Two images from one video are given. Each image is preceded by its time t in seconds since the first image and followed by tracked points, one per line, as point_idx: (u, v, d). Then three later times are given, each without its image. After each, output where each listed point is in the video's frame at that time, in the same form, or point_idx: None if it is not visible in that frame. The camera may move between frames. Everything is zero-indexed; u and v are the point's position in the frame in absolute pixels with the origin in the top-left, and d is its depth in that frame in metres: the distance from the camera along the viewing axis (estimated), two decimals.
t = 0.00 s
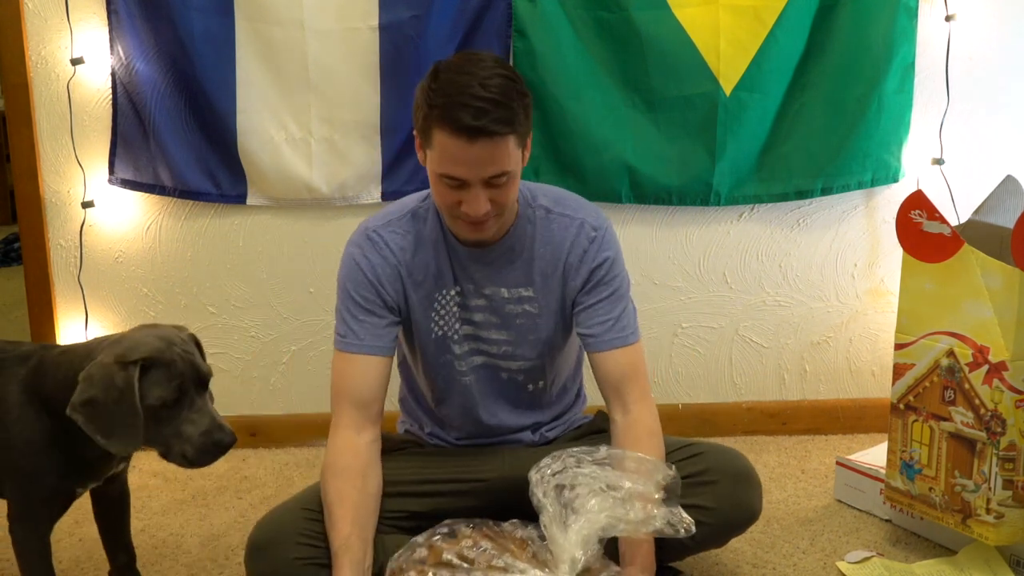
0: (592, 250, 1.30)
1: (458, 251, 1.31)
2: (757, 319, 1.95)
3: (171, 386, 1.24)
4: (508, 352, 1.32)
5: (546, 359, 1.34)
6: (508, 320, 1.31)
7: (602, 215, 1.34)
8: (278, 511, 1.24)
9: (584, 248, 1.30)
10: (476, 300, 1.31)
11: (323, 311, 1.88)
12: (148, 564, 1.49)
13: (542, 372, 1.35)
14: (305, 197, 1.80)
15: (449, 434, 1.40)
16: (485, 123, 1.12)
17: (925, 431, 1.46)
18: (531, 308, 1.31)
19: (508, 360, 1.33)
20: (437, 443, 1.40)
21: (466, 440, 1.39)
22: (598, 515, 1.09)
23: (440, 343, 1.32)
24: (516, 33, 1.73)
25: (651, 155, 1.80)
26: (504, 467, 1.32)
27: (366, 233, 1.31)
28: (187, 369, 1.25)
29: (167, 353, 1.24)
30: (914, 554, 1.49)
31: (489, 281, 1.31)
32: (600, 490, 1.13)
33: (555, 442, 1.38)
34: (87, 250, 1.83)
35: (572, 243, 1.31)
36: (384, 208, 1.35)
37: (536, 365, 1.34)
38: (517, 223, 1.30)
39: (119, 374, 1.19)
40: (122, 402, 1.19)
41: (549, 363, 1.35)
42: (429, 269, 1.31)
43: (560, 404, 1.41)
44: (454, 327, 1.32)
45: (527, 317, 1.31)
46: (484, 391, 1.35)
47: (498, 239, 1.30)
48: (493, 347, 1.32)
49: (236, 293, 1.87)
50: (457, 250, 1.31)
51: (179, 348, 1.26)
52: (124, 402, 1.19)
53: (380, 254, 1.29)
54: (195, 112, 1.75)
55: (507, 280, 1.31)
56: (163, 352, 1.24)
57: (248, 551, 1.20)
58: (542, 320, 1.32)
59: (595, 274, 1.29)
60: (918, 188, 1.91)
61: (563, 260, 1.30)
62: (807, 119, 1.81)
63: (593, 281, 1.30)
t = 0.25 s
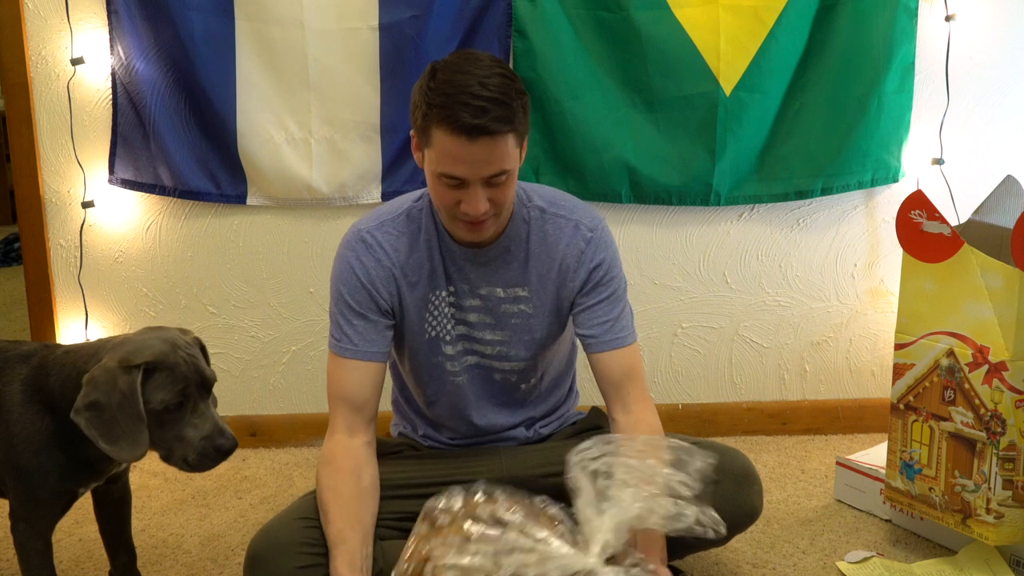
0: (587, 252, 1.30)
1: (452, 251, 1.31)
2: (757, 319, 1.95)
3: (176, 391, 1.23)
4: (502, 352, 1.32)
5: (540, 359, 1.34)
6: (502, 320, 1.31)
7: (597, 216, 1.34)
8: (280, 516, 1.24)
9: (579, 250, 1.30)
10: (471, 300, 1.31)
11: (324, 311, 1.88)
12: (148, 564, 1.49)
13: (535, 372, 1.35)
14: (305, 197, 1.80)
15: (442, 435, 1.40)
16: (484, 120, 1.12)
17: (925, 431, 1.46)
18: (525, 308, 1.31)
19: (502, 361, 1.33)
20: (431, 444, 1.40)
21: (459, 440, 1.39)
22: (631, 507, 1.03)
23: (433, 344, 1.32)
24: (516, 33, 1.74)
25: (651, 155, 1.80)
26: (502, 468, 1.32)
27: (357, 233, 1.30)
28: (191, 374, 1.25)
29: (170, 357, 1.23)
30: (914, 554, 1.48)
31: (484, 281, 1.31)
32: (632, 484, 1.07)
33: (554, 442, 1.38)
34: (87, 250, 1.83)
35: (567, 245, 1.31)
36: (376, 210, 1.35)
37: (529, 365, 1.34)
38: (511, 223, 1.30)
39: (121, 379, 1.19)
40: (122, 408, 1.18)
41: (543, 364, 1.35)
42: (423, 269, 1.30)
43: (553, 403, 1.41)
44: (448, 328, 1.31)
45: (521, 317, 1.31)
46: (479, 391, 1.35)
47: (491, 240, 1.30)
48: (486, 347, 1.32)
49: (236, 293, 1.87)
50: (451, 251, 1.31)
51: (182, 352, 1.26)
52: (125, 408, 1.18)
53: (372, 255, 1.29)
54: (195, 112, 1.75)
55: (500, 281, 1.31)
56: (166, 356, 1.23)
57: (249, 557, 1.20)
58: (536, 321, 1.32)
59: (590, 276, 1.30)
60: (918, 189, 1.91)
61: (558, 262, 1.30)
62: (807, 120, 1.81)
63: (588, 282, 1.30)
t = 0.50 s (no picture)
0: (581, 250, 1.30)
1: (446, 249, 1.31)
2: (757, 319, 1.95)
3: (170, 402, 1.23)
4: (498, 350, 1.32)
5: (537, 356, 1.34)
6: (497, 318, 1.31)
7: (591, 214, 1.34)
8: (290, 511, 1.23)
9: (573, 249, 1.30)
10: (466, 299, 1.31)
11: (324, 311, 1.88)
12: (148, 564, 1.49)
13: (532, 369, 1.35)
14: (305, 197, 1.80)
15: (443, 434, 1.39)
16: (471, 108, 1.11)
17: (925, 431, 1.46)
18: (520, 306, 1.31)
19: (499, 358, 1.33)
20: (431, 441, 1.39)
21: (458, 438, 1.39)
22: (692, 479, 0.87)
23: (430, 343, 1.32)
24: (516, 33, 1.74)
25: (651, 155, 1.80)
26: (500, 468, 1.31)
27: (353, 233, 1.31)
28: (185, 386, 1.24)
29: (167, 367, 1.23)
30: (914, 554, 1.48)
31: (478, 279, 1.31)
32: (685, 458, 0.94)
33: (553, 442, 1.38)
34: (87, 250, 1.83)
35: (561, 244, 1.31)
36: (372, 210, 1.35)
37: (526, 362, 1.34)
38: (505, 221, 1.30)
39: (116, 389, 1.19)
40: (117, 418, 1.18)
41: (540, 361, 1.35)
42: (418, 268, 1.31)
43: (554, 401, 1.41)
44: (444, 326, 1.32)
45: (516, 315, 1.31)
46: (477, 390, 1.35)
47: (486, 238, 1.30)
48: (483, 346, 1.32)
49: (236, 293, 1.87)
50: (445, 248, 1.31)
51: (178, 363, 1.26)
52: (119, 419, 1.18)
53: (368, 255, 1.29)
54: (195, 112, 1.75)
55: (496, 280, 1.31)
56: (162, 367, 1.23)
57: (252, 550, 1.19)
58: (532, 319, 1.32)
59: (585, 275, 1.29)
60: (918, 189, 1.91)
61: (553, 261, 1.30)
62: (807, 120, 1.81)
63: (583, 281, 1.30)
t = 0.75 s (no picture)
0: (571, 242, 1.30)
1: (439, 248, 1.30)
2: (757, 319, 1.95)
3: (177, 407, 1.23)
4: (495, 344, 1.32)
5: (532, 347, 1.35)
6: (493, 313, 1.31)
7: (579, 206, 1.34)
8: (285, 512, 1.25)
9: (564, 242, 1.30)
10: (460, 296, 1.31)
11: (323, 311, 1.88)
12: (148, 564, 1.49)
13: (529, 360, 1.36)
14: (305, 197, 1.80)
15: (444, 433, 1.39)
16: (438, 90, 1.13)
17: (925, 431, 1.46)
18: (515, 299, 1.31)
19: (496, 352, 1.33)
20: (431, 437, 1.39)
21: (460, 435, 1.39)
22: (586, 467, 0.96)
23: (427, 341, 1.32)
24: (516, 33, 1.74)
25: (651, 155, 1.80)
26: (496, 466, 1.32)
27: (342, 242, 1.30)
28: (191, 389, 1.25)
29: (172, 373, 1.23)
30: (914, 554, 1.48)
31: (472, 275, 1.31)
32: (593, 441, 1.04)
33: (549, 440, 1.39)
34: (87, 250, 1.83)
35: (552, 237, 1.31)
36: (360, 217, 1.35)
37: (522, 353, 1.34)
38: (493, 216, 1.30)
39: (121, 395, 1.19)
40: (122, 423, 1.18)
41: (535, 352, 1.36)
42: (411, 270, 1.31)
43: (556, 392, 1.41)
44: (440, 324, 1.31)
45: (511, 308, 1.31)
46: (475, 386, 1.35)
47: (476, 234, 1.30)
48: (479, 341, 1.32)
49: (236, 293, 1.87)
50: (438, 247, 1.31)
51: (183, 369, 1.26)
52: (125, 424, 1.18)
53: (360, 261, 1.29)
54: (195, 112, 1.75)
55: (489, 276, 1.31)
56: (167, 372, 1.23)
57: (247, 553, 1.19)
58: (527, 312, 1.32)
59: (576, 266, 1.30)
60: (918, 189, 1.91)
61: (544, 254, 1.30)
62: (807, 119, 1.81)
63: (574, 273, 1.30)
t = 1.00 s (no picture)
0: (563, 233, 1.34)
1: (429, 244, 1.32)
2: (757, 319, 1.95)
3: (192, 421, 1.23)
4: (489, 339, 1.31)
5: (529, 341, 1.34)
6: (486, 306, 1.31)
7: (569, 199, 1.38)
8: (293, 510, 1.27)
9: (556, 233, 1.34)
10: (453, 291, 1.31)
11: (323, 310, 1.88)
12: (148, 564, 1.49)
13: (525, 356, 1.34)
14: (305, 197, 1.80)
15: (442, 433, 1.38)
16: (419, 70, 1.18)
17: (925, 431, 1.46)
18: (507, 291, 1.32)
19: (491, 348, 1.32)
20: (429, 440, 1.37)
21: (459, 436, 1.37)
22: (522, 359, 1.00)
23: (421, 339, 1.31)
24: (515, 33, 1.74)
25: (651, 155, 1.80)
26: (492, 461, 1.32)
27: (333, 245, 1.31)
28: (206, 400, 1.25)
29: (182, 389, 1.23)
30: (914, 554, 1.48)
31: (464, 269, 1.32)
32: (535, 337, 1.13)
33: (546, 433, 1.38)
34: (87, 250, 1.83)
35: (544, 229, 1.34)
36: (349, 222, 1.36)
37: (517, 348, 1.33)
38: (482, 209, 1.33)
39: (134, 420, 1.17)
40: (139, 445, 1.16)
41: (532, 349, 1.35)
42: (402, 268, 1.32)
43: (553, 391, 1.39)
44: (433, 321, 1.31)
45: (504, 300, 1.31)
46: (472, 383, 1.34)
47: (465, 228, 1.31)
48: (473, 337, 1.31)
49: (236, 293, 1.87)
50: (429, 244, 1.32)
51: (194, 384, 1.25)
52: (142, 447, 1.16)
53: (351, 264, 1.30)
54: (195, 112, 1.75)
55: (481, 269, 1.32)
56: (178, 390, 1.22)
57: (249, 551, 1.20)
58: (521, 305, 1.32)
59: (568, 258, 1.33)
60: (918, 188, 1.91)
61: (535, 244, 1.34)
62: (807, 119, 1.81)
63: (568, 265, 1.33)
